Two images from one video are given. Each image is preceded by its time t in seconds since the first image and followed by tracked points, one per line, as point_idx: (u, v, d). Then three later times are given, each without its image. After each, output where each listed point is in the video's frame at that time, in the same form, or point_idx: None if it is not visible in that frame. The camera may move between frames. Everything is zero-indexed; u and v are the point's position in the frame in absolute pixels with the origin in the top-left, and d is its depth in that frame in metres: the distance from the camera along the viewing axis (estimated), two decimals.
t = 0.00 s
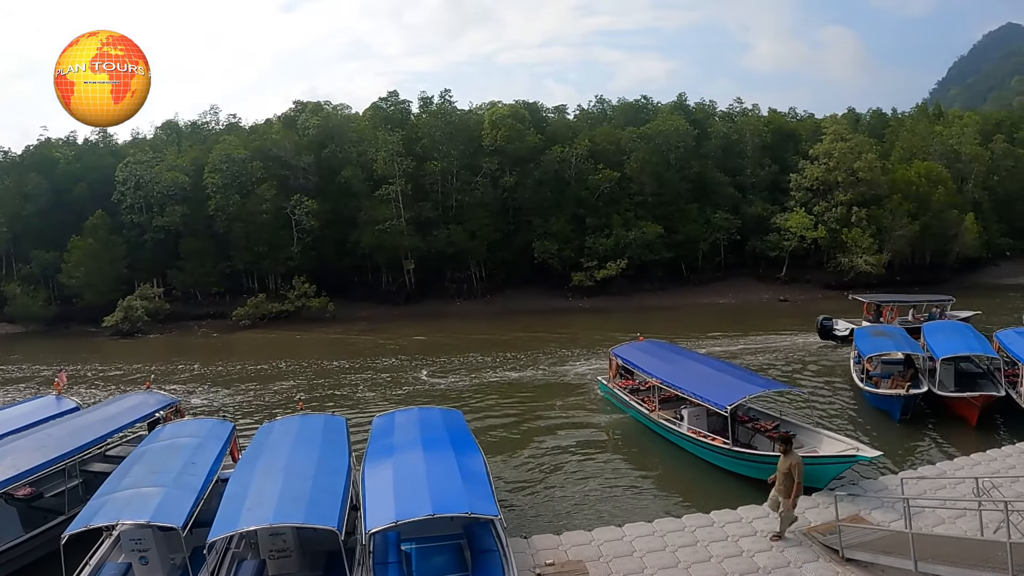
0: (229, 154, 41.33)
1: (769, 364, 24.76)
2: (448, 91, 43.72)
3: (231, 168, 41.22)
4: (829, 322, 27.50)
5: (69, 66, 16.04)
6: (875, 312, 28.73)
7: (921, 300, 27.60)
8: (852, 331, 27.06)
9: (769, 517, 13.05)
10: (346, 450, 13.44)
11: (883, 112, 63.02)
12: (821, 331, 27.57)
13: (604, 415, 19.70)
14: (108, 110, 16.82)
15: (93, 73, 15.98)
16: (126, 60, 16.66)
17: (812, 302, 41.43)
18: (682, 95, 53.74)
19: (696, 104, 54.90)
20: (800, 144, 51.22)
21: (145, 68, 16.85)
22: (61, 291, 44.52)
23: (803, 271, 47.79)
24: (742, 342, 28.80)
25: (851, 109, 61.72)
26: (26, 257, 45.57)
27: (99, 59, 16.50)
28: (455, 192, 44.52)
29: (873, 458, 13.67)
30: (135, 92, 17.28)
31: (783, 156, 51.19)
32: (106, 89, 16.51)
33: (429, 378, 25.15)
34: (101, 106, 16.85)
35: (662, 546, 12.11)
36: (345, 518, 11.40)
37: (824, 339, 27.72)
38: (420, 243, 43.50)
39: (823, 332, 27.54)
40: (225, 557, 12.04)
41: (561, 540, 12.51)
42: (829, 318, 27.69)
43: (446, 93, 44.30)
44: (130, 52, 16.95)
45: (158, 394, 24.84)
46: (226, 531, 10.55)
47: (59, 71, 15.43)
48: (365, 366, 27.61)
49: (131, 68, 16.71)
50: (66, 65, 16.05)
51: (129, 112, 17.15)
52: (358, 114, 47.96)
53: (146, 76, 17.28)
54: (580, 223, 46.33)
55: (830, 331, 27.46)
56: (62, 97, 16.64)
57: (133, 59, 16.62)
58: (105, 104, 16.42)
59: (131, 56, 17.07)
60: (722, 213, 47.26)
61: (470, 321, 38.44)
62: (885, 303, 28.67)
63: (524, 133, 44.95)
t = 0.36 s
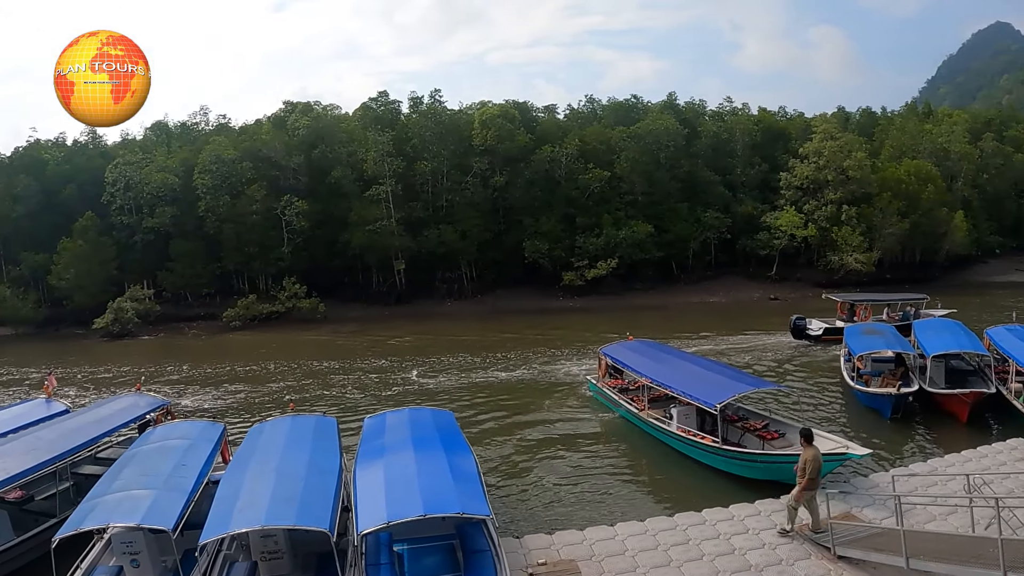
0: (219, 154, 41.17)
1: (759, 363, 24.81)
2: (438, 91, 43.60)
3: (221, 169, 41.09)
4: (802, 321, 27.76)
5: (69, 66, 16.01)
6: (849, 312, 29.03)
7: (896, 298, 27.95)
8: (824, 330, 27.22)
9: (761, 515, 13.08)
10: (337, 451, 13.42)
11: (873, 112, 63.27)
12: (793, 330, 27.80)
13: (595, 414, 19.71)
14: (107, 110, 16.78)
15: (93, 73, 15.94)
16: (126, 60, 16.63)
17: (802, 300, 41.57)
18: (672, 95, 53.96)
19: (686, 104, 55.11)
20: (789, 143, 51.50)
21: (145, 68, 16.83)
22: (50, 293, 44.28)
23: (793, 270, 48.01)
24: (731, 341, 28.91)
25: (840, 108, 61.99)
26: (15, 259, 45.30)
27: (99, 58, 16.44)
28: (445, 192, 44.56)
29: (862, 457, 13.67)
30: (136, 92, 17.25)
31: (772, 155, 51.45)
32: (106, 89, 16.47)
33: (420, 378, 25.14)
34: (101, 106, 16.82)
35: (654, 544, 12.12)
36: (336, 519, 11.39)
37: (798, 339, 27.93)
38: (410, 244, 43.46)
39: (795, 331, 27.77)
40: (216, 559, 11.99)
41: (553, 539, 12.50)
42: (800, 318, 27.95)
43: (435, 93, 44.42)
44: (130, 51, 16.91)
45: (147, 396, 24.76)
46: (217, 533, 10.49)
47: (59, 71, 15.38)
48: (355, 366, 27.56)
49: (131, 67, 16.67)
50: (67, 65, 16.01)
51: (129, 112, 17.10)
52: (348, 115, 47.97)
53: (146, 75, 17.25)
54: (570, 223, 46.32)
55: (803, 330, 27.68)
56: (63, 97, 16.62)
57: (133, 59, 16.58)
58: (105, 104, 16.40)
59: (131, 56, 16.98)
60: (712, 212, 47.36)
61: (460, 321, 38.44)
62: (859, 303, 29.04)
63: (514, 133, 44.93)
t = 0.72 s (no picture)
0: (202, 154, 40.91)
1: (740, 363, 24.94)
2: (422, 91, 43.40)
3: (204, 168, 40.87)
4: (767, 323, 28.00)
5: (70, 65, 16.01)
6: (815, 313, 29.22)
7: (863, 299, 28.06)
8: (789, 331, 27.34)
9: (744, 514, 13.13)
10: (320, 451, 13.39)
11: (856, 112, 63.69)
12: (759, 332, 28.05)
13: (578, 414, 19.75)
14: (108, 111, 16.75)
15: (93, 73, 15.93)
16: (126, 60, 16.64)
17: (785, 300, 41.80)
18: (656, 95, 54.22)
19: (670, 104, 55.41)
20: (772, 143, 51.85)
21: (145, 68, 16.90)
22: (32, 293, 43.83)
23: (776, 270, 48.35)
24: (712, 341, 29.09)
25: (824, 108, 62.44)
26: None
27: (100, 59, 16.44)
28: (429, 191, 44.65)
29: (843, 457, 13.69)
30: (136, 93, 17.25)
31: (755, 155, 51.86)
32: (107, 89, 16.45)
33: (403, 378, 25.12)
34: (101, 106, 16.79)
35: (638, 544, 12.15)
36: (320, 520, 11.36)
37: (763, 340, 28.16)
38: (394, 243, 43.43)
39: (761, 333, 28.00)
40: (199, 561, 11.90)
41: (537, 539, 12.51)
42: (766, 319, 28.18)
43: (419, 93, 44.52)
44: (130, 51, 16.91)
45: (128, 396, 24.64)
46: (200, 535, 10.42)
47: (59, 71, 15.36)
48: (336, 367, 27.51)
49: (132, 67, 16.68)
50: (67, 65, 16.02)
51: (130, 112, 17.07)
52: (331, 114, 47.95)
53: (146, 75, 17.27)
54: (554, 222, 46.32)
55: (768, 331, 27.91)
56: (63, 97, 16.61)
57: (133, 59, 16.59)
58: (105, 104, 16.38)
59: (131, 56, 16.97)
60: (696, 212, 47.59)
61: (442, 321, 38.43)
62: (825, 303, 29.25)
63: (498, 132, 44.95)
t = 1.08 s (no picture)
0: (191, 150, 40.72)
1: (728, 358, 25.00)
2: (411, 87, 43.67)
3: (192, 165, 40.73)
4: (740, 319, 28.00)
5: (69, 65, 15.96)
6: (787, 309, 29.11)
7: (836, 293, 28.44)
8: (761, 327, 27.55)
9: (735, 507, 13.16)
10: (310, 448, 13.37)
11: (845, 108, 63.87)
12: (731, 328, 28.08)
13: (568, 410, 19.77)
14: (108, 112, 16.64)
15: (93, 74, 15.89)
16: (126, 60, 16.55)
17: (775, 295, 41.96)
18: (645, 91, 54.33)
19: (659, 99, 55.53)
20: (761, 138, 52.01)
21: (145, 68, 16.79)
22: (20, 292, 43.53)
23: (765, 265, 48.57)
24: (700, 335, 29.18)
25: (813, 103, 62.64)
26: None
27: (100, 60, 16.37)
28: (418, 187, 44.69)
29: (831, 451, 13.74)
30: (136, 93, 17.16)
31: (745, 151, 52.01)
32: (106, 89, 16.35)
33: (392, 374, 25.11)
34: (101, 106, 16.70)
35: (628, 538, 12.16)
36: (311, 517, 11.34)
37: (735, 337, 28.19)
38: (383, 240, 43.41)
39: (733, 329, 28.04)
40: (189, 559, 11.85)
41: (528, 535, 12.51)
42: (738, 316, 28.20)
43: (407, 88, 44.51)
44: (130, 51, 16.83)
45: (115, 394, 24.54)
46: (190, 533, 10.38)
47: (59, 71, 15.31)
48: (324, 363, 27.48)
49: (131, 68, 16.59)
50: (67, 65, 15.97)
51: (130, 113, 16.94)
52: (320, 111, 47.82)
53: (146, 75, 17.17)
54: (543, 218, 46.35)
55: (740, 328, 27.96)
56: (63, 98, 16.57)
57: (133, 59, 16.48)
58: (105, 104, 16.26)
59: (132, 57, 16.78)
60: (685, 207, 47.69)
61: (431, 317, 38.42)
62: (797, 299, 29.12)
63: (487, 128, 44.89)
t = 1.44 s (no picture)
0: (180, 150, 40.59)
1: (717, 356, 25.06)
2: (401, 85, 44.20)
3: (182, 165, 40.61)
4: (712, 319, 27.66)
5: (70, 65, 16.01)
6: (760, 307, 28.76)
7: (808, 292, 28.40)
8: (734, 326, 27.43)
9: (727, 504, 13.21)
10: (301, 448, 13.37)
11: (834, 105, 64.16)
12: (703, 328, 27.68)
13: (558, 409, 19.80)
14: (108, 112, 16.64)
15: (93, 73, 15.91)
16: (125, 60, 16.61)
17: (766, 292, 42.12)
18: (635, 89, 54.50)
19: (649, 97, 55.69)
20: (751, 136, 52.47)
21: (145, 68, 16.81)
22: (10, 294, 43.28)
23: (755, 263, 48.75)
24: (690, 334, 29.28)
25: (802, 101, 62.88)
26: None
27: (101, 60, 16.41)
28: (408, 187, 44.68)
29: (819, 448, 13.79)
30: (136, 93, 17.17)
31: (734, 149, 52.50)
32: (106, 88, 16.35)
33: (382, 373, 25.12)
34: (101, 106, 16.72)
35: (621, 536, 12.20)
36: (302, 517, 11.33)
37: (707, 336, 27.94)
38: (374, 239, 43.38)
39: (705, 329, 27.68)
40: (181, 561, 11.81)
41: (520, 533, 12.52)
42: (711, 314, 27.84)
43: (397, 87, 44.57)
44: (129, 52, 16.90)
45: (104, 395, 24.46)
46: (181, 535, 10.36)
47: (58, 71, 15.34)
48: (313, 363, 27.47)
49: (131, 68, 16.61)
50: (67, 65, 16.03)
51: (130, 113, 16.93)
52: (309, 110, 47.73)
53: (147, 75, 17.20)
54: (533, 217, 46.41)
55: (712, 327, 27.69)
56: (64, 98, 16.61)
57: (132, 59, 16.51)
58: (104, 104, 16.27)
59: (133, 57, 16.80)
60: (675, 205, 47.72)
61: (422, 316, 38.42)
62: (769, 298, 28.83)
63: (477, 127, 44.90)
